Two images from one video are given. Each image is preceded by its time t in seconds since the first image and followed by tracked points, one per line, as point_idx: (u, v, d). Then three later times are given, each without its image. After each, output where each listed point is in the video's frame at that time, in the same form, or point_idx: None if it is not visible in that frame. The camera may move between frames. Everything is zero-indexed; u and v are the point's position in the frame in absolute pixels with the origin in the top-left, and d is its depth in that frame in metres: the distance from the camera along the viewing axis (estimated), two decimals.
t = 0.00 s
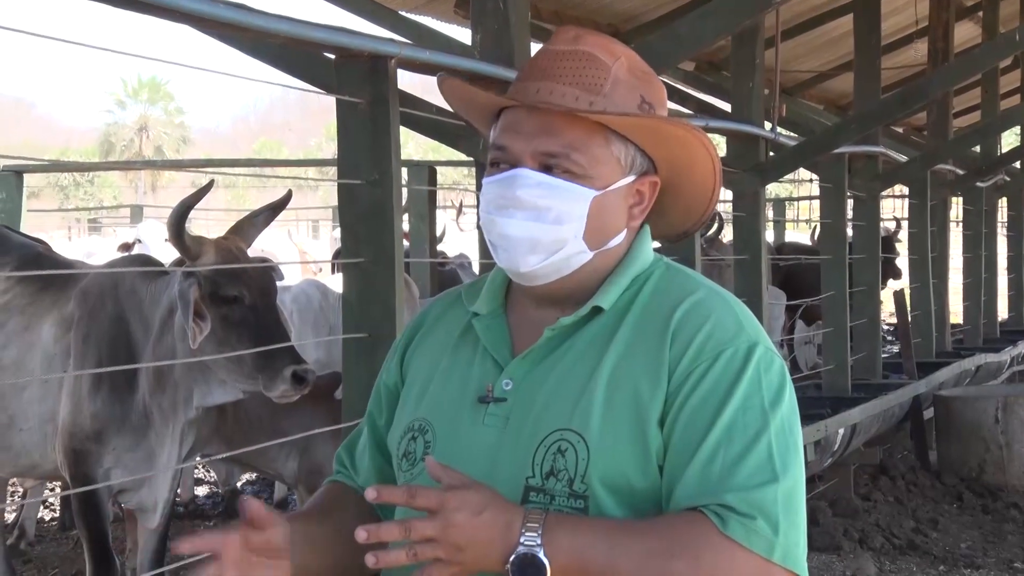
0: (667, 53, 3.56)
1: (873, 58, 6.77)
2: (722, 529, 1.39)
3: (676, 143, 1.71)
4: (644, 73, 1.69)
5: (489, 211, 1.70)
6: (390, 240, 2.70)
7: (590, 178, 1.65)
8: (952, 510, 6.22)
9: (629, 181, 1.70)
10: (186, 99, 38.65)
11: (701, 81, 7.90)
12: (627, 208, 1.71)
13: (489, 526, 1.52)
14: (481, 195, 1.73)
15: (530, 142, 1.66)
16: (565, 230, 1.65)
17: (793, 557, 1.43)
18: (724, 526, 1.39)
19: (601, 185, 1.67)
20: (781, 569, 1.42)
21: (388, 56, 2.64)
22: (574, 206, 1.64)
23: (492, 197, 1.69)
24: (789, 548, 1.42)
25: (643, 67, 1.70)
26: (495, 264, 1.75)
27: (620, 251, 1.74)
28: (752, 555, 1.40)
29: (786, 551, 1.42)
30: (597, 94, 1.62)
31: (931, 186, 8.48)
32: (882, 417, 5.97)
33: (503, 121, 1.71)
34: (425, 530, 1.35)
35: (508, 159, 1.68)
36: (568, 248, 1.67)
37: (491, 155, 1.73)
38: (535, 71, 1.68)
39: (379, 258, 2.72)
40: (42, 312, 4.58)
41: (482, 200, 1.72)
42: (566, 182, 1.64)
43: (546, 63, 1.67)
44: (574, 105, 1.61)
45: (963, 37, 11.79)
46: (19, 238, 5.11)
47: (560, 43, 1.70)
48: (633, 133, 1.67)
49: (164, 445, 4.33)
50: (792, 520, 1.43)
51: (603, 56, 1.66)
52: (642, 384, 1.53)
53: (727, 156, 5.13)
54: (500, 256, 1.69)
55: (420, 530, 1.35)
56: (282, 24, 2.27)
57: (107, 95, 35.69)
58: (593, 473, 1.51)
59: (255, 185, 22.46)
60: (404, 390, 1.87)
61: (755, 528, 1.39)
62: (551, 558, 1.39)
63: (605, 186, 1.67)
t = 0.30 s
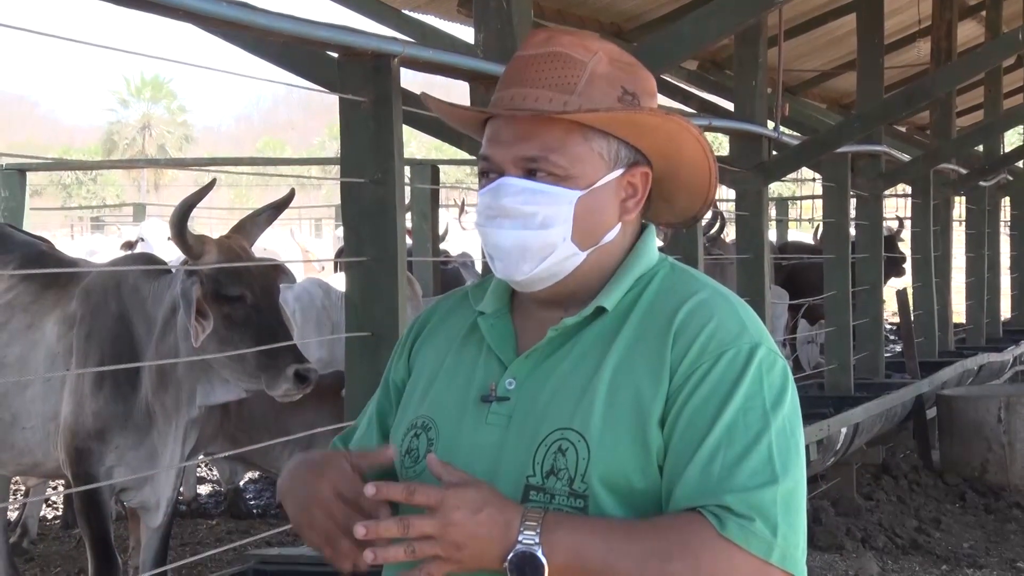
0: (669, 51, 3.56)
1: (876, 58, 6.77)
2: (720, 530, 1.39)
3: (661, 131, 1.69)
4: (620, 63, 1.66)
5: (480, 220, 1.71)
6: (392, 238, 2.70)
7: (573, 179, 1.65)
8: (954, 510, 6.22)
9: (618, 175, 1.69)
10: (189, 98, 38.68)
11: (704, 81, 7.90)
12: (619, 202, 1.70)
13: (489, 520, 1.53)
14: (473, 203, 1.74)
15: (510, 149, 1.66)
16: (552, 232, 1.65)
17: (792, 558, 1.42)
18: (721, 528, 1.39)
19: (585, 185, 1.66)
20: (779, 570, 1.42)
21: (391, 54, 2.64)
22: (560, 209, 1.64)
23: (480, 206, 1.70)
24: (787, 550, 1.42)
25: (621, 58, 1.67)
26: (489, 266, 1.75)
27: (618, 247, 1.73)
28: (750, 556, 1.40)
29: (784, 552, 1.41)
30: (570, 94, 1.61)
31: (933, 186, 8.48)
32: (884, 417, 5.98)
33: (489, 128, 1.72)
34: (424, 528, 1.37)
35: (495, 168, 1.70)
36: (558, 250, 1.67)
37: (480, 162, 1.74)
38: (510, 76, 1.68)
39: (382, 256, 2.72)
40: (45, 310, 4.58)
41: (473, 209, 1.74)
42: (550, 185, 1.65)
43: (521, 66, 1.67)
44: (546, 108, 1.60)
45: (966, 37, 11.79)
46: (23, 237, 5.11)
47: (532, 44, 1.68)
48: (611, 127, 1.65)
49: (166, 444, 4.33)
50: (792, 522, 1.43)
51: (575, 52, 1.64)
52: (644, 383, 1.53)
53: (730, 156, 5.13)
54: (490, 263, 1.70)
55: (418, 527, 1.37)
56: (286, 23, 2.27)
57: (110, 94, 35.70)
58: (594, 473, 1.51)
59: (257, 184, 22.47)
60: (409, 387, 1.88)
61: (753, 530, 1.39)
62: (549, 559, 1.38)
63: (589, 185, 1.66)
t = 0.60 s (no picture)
0: (674, 51, 3.56)
1: (881, 58, 6.76)
2: (723, 533, 1.39)
3: (683, 135, 1.71)
4: (648, 66, 1.69)
5: (499, 208, 1.70)
6: (396, 239, 2.70)
7: (599, 171, 1.65)
8: (959, 511, 6.21)
9: (639, 173, 1.70)
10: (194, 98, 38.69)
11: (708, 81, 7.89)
12: (637, 202, 1.71)
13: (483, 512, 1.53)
14: (492, 194, 1.74)
15: (538, 137, 1.66)
16: (575, 223, 1.64)
17: (795, 563, 1.42)
18: (725, 531, 1.39)
19: (609, 178, 1.66)
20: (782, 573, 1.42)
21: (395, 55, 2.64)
22: (583, 199, 1.64)
23: (502, 194, 1.69)
24: (790, 554, 1.42)
25: (648, 62, 1.70)
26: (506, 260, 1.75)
27: (631, 247, 1.73)
28: (751, 560, 1.40)
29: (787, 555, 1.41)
30: (602, 87, 1.62)
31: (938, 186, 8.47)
32: (889, 417, 5.97)
33: (512, 119, 1.72)
34: (424, 529, 1.37)
35: (518, 156, 1.69)
36: (578, 243, 1.67)
37: (500, 153, 1.73)
38: (540, 68, 1.69)
39: (386, 256, 2.72)
40: (50, 310, 4.59)
41: (492, 199, 1.73)
42: (576, 175, 1.64)
43: (551, 59, 1.68)
44: (579, 96, 1.61)
45: (971, 36, 11.77)
46: (27, 236, 5.12)
47: (566, 40, 1.70)
48: (640, 124, 1.67)
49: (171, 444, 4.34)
50: (795, 525, 1.43)
51: (606, 50, 1.66)
52: (649, 384, 1.53)
53: (735, 155, 5.13)
54: (510, 250, 1.69)
55: (420, 527, 1.37)
56: (289, 23, 2.27)
57: (115, 93, 35.71)
58: (598, 474, 1.51)
59: (262, 185, 22.53)
60: (413, 386, 1.88)
61: (756, 534, 1.39)
62: (552, 559, 1.39)
63: (614, 179, 1.67)
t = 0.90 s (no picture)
0: (678, 52, 3.56)
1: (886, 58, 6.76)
2: (728, 532, 1.39)
3: (688, 142, 1.73)
4: (653, 72, 1.69)
5: (505, 211, 1.69)
6: (401, 240, 2.70)
7: (610, 177, 1.65)
8: (964, 512, 6.20)
9: (646, 180, 1.71)
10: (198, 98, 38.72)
11: (713, 81, 7.89)
12: (643, 208, 1.72)
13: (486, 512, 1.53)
14: (495, 195, 1.72)
15: (549, 140, 1.65)
16: (586, 229, 1.64)
17: (802, 561, 1.42)
18: (730, 531, 1.39)
19: (620, 184, 1.67)
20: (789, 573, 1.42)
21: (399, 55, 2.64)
22: (594, 204, 1.64)
23: (509, 196, 1.67)
24: (797, 552, 1.42)
25: (652, 67, 1.70)
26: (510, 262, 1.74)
27: (634, 252, 1.74)
28: (758, 559, 1.40)
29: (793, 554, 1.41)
30: (615, 93, 1.62)
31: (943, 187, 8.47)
32: (893, 418, 5.96)
33: (517, 121, 1.70)
34: (429, 531, 1.36)
35: (527, 157, 1.67)
36: (587, 248, 1.67)
37: (504, 154, 1.71)
38: (549, 69, 1.68)
39: (391, 257, 2.72)
40: (55, 311, 4.60)
41: (496, 201, 1.71)
42: (587, 180, 1.64)
43: (560, 62, 1.67)
44: (594, 102, 1.60)
45: (976, 36, 11.75)
46: (32, 237, 5.13)
47: (573, 44, 1.69)
48: (650, 131, 1.68)
49: (176, 444, 4.34)
50: (801, 524, 1.43)
51: (616, 54, 1.66)
52: (650, 385, 1.53)
53: (739, 156, 5.12)
54: (517, 255, 1.68)
55: (425, 530, 1.36)
56: (293, 23, 2.27)
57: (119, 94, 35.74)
58: (601, 475, 1.51)
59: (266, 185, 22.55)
60: (414, 389, 1.88)
61: (762, 534, 1.39)
62: (557, 560, 1.39)
63: (623, 185, 1.67)
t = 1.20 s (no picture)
0: (681, 52, 3.55)
1: (890, 58, 6.75)
2: (726, 534, 1.39)
3: (691, 144, 1.73)
4: (653, 74, 1.69)
5: (509, 216, 1.68)
6: (404, 240, 2.70)
7: (615, 180, 1.65)
8: (968, 512, 6.20)
9: (649, 183, 1.71)
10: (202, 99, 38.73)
11: (717, 82, 7.89)
12: (646, 210, 1.72)
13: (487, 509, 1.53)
14: (497, 200, 1.71)
15: (552, 144, 1.64)
16: (590, 232, 1.64)
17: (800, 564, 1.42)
18: (728, 533, 1.39)
19: (624, 188, 1.67)
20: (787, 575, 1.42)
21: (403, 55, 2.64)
22: (599, 209, 1.64)
23: (513, 201, 1.67)
24: (795, 555, 1.42)
25: (650, 69, 1.70)
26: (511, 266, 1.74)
27: (637, 254, 1.74)
28: (756, 561, 1.40)
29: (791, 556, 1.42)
30: (616, 96, 1.62)
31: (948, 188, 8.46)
32: (897, 419, 5.96)
33: (518, 125, 1.70)
34: (429, 531, 1.36)
35: (530, 162, 1.67)
36: (592, 251, 1.67)
37: (506, 158, 1.71)
38: (550, 73, 1.67)
39: (393, 258, 2.72)
40: (59, 311, 4.61)
41: (499, 205, 1.70)
42: (591, 185, 1.64)
43: (562, 65, 1.67)
44: (597, 106, 1.60)
45: (980, 37, 11.74)
46: (36, 237, 5.13)
47: (573, 46, 1.69)
48: (653, 134, 1.68)
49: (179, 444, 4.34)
50: (799, 526, 1.43)
51: (616, 57, 1.66)
52: (652, 386, 1.53)
53: (743, 156, 5.12)
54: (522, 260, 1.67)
55: (425, 529, 1.36)
56: (297, 23, 2.27)
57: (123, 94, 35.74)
58: (601, 477, 1.51)
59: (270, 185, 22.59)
60: (416, 389, 1.88)
61: (760, 536, 1.39)
62: (556, 556, 1.39)
63: (628, 188, 1.67)
